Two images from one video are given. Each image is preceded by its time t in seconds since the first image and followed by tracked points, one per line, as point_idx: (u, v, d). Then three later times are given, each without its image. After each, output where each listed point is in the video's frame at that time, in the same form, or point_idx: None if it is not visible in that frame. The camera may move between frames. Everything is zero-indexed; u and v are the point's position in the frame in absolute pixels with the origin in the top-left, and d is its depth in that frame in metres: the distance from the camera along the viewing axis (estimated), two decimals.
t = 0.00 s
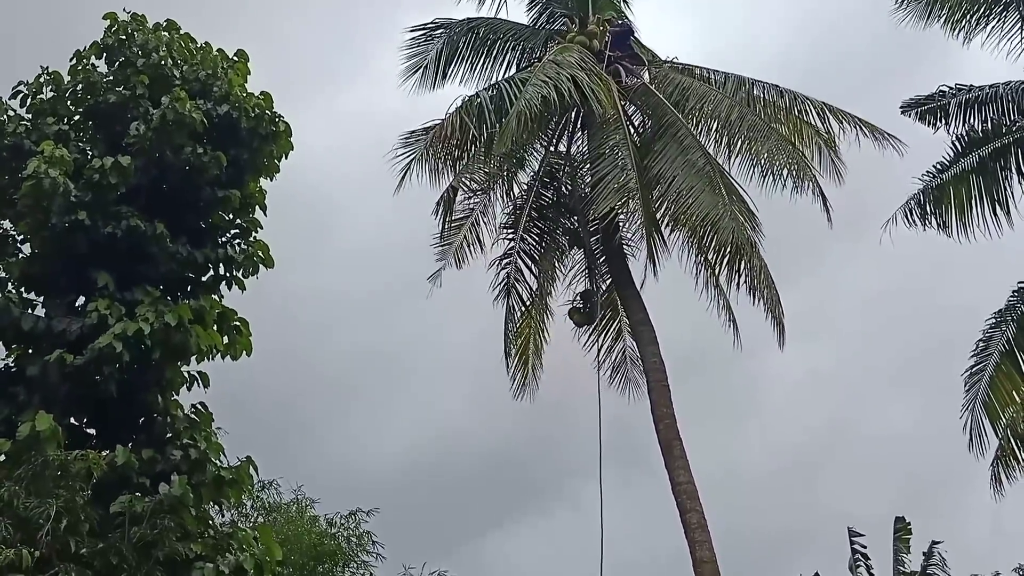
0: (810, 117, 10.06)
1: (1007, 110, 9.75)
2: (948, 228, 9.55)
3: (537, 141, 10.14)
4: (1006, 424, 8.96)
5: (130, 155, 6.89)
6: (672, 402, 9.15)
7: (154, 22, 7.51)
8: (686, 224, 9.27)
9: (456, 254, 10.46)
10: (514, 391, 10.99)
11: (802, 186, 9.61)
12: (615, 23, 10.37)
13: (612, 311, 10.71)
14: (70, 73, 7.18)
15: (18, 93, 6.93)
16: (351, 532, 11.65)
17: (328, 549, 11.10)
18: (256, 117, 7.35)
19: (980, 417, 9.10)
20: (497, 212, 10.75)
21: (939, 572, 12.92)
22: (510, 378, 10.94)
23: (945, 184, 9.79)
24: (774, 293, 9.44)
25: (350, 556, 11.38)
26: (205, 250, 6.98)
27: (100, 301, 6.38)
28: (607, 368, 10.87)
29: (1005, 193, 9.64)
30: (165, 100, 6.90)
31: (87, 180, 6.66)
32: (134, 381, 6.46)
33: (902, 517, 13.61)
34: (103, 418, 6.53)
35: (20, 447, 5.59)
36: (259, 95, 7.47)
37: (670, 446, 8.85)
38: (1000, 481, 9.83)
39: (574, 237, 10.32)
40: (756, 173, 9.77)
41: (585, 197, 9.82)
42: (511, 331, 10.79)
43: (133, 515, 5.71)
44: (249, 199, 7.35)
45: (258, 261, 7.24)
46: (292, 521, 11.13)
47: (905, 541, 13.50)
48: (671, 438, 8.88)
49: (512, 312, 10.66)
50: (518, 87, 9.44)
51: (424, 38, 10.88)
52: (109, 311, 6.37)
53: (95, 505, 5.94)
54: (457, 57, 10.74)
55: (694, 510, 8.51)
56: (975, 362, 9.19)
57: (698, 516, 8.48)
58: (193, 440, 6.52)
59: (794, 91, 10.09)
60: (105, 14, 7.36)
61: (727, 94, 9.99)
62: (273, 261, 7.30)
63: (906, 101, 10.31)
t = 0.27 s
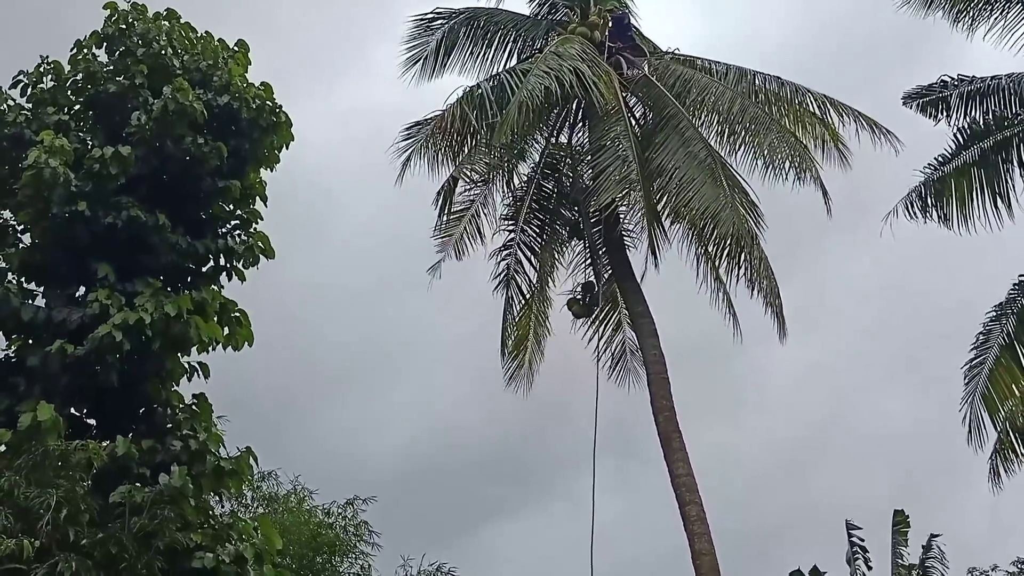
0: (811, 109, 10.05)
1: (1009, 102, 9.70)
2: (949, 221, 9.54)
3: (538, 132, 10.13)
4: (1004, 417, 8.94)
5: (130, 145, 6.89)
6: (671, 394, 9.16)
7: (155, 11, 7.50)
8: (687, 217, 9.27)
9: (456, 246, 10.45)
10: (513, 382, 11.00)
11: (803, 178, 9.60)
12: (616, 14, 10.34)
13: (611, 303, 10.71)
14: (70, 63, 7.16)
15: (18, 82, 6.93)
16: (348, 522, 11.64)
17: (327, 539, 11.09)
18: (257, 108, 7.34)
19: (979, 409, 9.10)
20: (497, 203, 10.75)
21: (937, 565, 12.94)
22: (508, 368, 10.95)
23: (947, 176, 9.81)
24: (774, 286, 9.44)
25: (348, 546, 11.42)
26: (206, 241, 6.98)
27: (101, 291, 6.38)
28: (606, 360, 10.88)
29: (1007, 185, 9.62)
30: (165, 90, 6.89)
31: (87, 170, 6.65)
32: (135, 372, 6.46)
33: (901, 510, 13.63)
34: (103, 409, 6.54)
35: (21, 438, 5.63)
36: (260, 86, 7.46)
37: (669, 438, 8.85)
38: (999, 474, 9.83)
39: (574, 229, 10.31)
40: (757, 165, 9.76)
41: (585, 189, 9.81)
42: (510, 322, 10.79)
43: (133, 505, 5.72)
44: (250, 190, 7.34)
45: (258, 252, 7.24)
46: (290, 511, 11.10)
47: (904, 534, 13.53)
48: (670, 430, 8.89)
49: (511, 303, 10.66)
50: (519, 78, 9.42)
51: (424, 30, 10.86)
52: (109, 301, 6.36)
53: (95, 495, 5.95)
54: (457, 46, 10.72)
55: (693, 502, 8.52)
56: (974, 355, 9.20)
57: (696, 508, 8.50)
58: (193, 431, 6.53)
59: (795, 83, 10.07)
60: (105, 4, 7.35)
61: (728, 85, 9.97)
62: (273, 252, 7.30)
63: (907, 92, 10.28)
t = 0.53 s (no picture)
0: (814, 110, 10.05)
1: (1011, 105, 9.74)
2: (951, 223, 9.53)
3: (540, 134, 10.13)
4: (1006, 421, 8.90)
5: (133, 145, 6.90)
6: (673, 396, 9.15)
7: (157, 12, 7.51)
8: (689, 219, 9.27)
9: (458, 247, 10.46)
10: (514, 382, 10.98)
11: (806, 180, 9.59)
12: (618, 15, 10.34)
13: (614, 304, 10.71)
14: (73, 64, 7.17)
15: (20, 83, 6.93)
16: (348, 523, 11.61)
17: (327, 540, 11.09)
18: (259, 109, 7.35)
19: (981, 412, 9.08)
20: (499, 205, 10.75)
21: (939, 568, 12.93)
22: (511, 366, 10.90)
23: (949, 179, 9.79)
24: (776, 288, 9.45)
25: (348, 546, 11.39)
26: (208, 242, 6.99)
27: (103, 291, 6.38)
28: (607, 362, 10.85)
29: (1008, 188, 9.63)
30: (168, 91, 6.90)
31: (90, 171, 6.66)
32: (137, 372, 6.47)
33: (903, 513, 13.62)
34: (105, 409, 6.54)
35: (22, 438, 5.63)
36: (262, 87, 7.47)
37: (671, 441, 8.85)
38: (1001, 478, 9.82)
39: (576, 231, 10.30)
40: (759, 167, 9.75)
41: (588, 192, 9.82)
42: (513, 324, 10.79)
43: (135, 505, 5.72)
44: (252, 191, 7.35)
45: (260, 253, 7.25)
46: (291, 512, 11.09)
47: (905, 536, 13.51)
48: (672, 432, 8.88)
49: (513, 304, 10.65)
50: (522, 80, 9.42)
51: (426, 32, 10.87)
52: (111, 301, 6.37)
53: (97, 495, 5.95)
54: (459, 49, 10.73)
55: (694, 504, 8.52)
56: (977, 358, 9.21)
57: (698, 510, 8.49)
58: (194, 431, 6.53)
59: (798, 85, 10.07)
60: (108, 5, 7.36)
61: (730, 87, 9.97)
62: (275, 253, 7.30)
63: (910, 93, 10.28)
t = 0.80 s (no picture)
0: (813, 111, 10.06)
1: (1010, 107, 9.77)
2: (948, 226, 9.55)
3: (539, 134, 10.12)
4: (1003, 424, 8.96)
5: (131, 141, 6.88)
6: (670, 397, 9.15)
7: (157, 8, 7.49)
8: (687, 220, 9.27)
9: (457, 247, 10.45)
10: (511, 382, 10.99)
11: (805, 182, 9.59)
12: (618, 16, 10.34)
13: (612, 305, 10.71)
14: (72, 59, 7.15)
15: (19, 78, 6.91)
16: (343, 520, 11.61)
17: (322, 537, 11.09)
18: (258, 106, 7.34)
19: (976, 416, 9.08)
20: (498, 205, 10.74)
21: (933, 570, 12.95)
22: (509, 365, 10.91)
23: (948, 182, 9.79)
24: (774, 289, 9.45)
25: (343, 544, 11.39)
26: (205, 238, 6.99)
27: (100, 287, 6.37)
28: (604, 363, 10.86)
29: (1007, 192, 9.60)
30: (167, 87, 6.88)
31: (88, 166, 6.65)
32: (133, 369, 6.46)
33: (898, 515, 13.64)
34: (101, 405, 6.53)
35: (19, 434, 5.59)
36: (261, 84, 7.46)
37: (668, 442, 8.85)
38: (995, 482, 9.83)
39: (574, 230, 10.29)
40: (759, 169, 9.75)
41: (587, 193, 9.82)
42: (511, 323, 10.78)
43: (131, 502, 5.71)
44: (251, 188, 7.35)
45: (258, 250, 7.24)
46: (286, 510, 11.09)
47: (900, 539, 13.53)
48: (669, 433, 8.88)
49: (510, 304, 10.65)
50: (521, 80, 9.41)
51: (426, 31, 10.86)
52: (109, 297, 6.36)
53: (93, 492, 5.94)
54: (460, 49, 10.73)
55: (691, 506, 8.51)
56: (973, 361, 9.18)
57: (694, 512, 8.49)
58: (191, 429, 6.53)
59: (798, 86, 10.07)
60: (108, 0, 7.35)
61: (730, 88, 9.97)
62: (273, 251, 7.29)
63: (909, 94, 10.29)
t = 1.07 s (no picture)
0: (805, 115, 10.09)
1: (998, 115, 9.84)
2: (936, 232, 9.58)
3: (531, 136, 10.12)
4: (989, 428, 9.02)
5: (121, 139, 6.85)
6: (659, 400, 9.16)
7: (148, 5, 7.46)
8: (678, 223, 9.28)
9: (447, 247, 10.44)
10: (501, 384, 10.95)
11: (796, 185, 9.62)
12: (610, 19, 10.36)
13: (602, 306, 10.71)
14: (62, 55, 7.12)
15: (8, 74, 6.87)
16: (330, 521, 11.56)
17: (310, 537, 11.05)
18: (249, 104, 7.31)
19: (963, 420, 9.10)
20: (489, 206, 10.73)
21: (918, 574, 13.00)
22: (499, 367, 10.87)
23: (936, 188, 9.83)
24: (765, 292, 9.47)
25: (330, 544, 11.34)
26: (194, 236, 6.96)
27: (88, 284, 6.34)
28: (594, 364, 10.85)
29: (995, 200, 9.62)
30: (158, 84, 6.85)
31: (78, 163, 6.62)
32: (121, 366, 6.43)
33: (883, 518, 13.68)
34: (88, 403, 6.50)
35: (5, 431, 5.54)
36: (252, 82, 7.44)
37: (656, 444, 8.85)
38: (981, 485, 9.87)
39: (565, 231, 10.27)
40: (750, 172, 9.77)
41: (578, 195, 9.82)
42: (501, 324, 10.78)
43: (117, 501, 5.66)
44: (241, 186, 7.32)
45: (248, 248, 7.22)
46: (274, 509, 11.04)
47: (886, 542, 13.58)
48: (658, 436, 8.89)
49: (501, 305, 10.63)
50: (513, 83, 9.42)
51: (420, 32, 10.84)
52: (97, 294, 6.33)
53: (79, 490, 5.90)
54: (453, 50, 10.72)
55: (679, 508, 8.51)
56: (959, 366, 9.20)
57: (682, 514, 8.50)
58: (178, 427, 6.50)
59: (790, 90, 10.10)
60: None
61: (722, 92, 9.98)
62: (262, 249, 7.27)
63: (898, 101, 10.33)
